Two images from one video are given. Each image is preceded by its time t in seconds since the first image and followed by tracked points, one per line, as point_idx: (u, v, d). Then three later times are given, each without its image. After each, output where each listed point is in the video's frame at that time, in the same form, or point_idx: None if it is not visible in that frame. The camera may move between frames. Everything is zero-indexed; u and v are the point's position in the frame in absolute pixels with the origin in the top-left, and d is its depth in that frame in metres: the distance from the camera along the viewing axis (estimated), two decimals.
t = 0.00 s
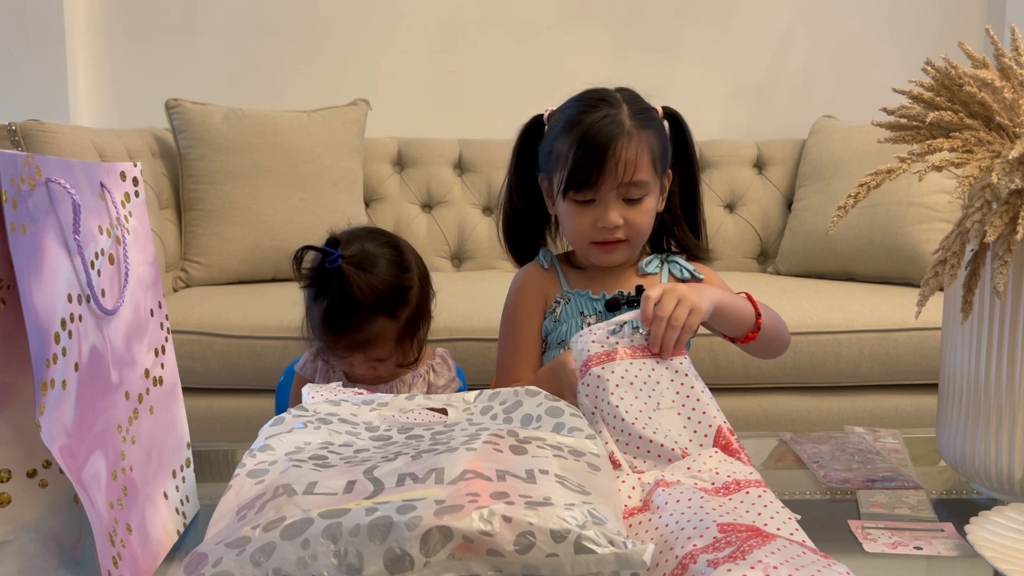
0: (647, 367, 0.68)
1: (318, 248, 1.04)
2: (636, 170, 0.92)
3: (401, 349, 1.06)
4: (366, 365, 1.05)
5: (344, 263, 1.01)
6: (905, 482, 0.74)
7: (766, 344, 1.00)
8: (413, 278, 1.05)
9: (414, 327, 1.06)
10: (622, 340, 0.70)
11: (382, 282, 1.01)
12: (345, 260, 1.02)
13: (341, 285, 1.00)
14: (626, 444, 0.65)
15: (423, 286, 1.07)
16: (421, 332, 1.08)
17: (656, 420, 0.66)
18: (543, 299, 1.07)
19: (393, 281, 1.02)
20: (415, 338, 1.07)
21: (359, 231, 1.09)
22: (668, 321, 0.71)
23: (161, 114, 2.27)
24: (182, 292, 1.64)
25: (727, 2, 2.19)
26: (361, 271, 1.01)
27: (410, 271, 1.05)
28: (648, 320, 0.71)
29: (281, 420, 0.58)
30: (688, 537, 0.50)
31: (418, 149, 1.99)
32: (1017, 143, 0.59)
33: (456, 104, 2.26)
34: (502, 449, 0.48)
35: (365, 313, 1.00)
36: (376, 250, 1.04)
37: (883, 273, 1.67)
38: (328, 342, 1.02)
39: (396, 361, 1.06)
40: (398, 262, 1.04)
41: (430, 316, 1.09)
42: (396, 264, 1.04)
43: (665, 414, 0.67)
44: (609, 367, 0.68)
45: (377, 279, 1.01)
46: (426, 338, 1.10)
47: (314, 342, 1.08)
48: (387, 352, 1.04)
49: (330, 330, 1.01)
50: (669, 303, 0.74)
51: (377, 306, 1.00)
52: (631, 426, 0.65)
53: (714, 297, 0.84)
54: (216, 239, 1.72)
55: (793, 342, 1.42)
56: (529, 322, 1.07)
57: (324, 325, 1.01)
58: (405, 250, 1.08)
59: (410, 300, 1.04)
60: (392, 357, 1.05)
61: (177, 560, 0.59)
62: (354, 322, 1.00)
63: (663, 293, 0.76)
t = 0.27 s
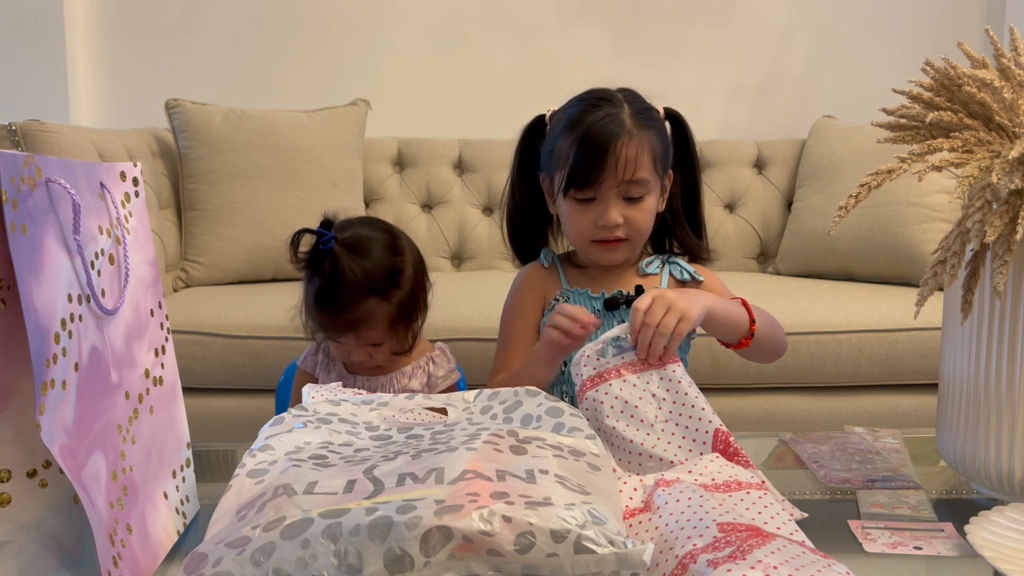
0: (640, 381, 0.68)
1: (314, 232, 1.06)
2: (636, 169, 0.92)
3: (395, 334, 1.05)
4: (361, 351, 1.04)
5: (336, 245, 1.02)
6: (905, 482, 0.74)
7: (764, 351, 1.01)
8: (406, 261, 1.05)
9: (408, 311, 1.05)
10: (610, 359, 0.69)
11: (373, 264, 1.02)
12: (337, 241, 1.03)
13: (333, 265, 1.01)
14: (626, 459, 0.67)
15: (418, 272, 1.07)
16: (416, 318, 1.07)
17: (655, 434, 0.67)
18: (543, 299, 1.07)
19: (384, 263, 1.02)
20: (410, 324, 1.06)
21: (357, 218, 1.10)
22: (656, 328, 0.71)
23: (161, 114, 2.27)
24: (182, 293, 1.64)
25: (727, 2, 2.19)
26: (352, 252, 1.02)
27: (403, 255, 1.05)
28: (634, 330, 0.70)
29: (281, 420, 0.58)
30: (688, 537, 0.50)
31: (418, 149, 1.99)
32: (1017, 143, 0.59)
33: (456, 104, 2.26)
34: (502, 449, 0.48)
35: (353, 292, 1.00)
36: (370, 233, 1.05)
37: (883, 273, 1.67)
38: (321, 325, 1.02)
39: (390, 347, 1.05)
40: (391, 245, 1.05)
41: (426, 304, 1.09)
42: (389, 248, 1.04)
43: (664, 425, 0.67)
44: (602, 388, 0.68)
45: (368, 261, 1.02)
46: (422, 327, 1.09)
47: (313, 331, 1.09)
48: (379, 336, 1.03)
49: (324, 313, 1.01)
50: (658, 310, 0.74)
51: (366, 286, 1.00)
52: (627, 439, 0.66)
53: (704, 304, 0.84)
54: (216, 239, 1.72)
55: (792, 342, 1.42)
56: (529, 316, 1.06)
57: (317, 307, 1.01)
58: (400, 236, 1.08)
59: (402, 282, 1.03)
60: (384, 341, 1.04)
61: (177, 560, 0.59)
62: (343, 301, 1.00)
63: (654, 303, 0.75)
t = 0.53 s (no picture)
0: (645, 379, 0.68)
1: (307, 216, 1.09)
2: (632, 167, 0.92)
3: (384, 311, 1.04)
4: (353, 331, 1.04)
5: (324, 226, 1.05)
6: (905, 482, 0.74)
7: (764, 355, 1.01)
8: (394, 239, 1.06)
9: (396, 288, 1.04)
10: (616, 357, 0.69)
11: (360, 238, 1.04)
12: (326, 219, 1.06)
13: (322, 241, 1.03)
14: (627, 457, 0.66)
15: (408, 251, 1.07)
16: (407, 298, 1.06)
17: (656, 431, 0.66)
18: (544, 298, 1.07)
19: (370, 237, 1.04)
20: (399, 302, 1.05)
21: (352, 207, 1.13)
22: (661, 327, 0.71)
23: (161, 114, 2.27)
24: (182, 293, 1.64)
25: (727, 2, 2.19)
26: (340, 227, 1.04)
27: (391, 232, 1.07)
28: (640, 329, 0.71)
29: (280, 420, 0.58)
30: (688, 537, 0.50)
31: (418, 149, 1.99)
32: (1017, 143, 0.59)
33: (457, 104, 2.26)
34: (502, 449, 0.48)
35: (339, 263, 1.01)
36: (360, 213, 1.07)
37: (883, 273, 1.67)
38: (311, 303, 1.03)
39: (380, 326, 1.05)
40: (380, 223, 1.07)
41: (417, 286, 1.08)
42: (378, 225, 1.06)
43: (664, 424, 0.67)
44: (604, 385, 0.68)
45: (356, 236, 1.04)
46: (414, 310, 1.09)
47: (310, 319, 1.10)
48: (367, 311, 1.03)
49: (315, 293, 1.02)
50: (664, 309, 0.75)
51: (352, 258, 1.02)
52: (629, 438, 0.66)
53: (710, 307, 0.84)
54: (216, 239, 1.72)
55: (793, 342, 1.42)
56: (530, 315, 1.06)
57: (307, 285, 1.03)
58: (391, 219, 1.10)
59: (388, 257, 1.04)
60: (373, 318, 1.04)
61: (177, 560, 0.59)
62: (329, 274, 1.01)
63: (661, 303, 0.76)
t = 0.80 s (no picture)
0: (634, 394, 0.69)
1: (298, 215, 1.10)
2: (627, 164, 0.92)
3: (375, 305, 1.04)
4: (346, 326, 1.04)
5: (314, 223, 1.05)
6: (905, 482, 0.74)
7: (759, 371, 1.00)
8: (384, 234, 1.07)
9: (387, 281, 1.04)
10: (607, 368, 0.71)
11: (349, 233, 1.04)
12: (316, 216, 1.06)
13: (312, 237, 1.04)
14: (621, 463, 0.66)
15: (398, 246, 1.08)
16: (398, 292, 1.06)
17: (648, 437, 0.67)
18: (543, 298, 1.08)
19: (360, 232, 1.04)
20: (390, 296, 1.05)
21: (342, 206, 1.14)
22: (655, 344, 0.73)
23: (161, 114, 2.27)
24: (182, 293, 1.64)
25: (727, 2, 2.19)
26: (329, 224, 1.05)
27: (381, 228, 1.07)
28: (634, 343, 0.72)
29: (280, 420, 0.58)
30: (688, 537, 0.50)
31: (418, 149, 1.99)
32: (1017, 143, 0.59)
33: (457, 104, 2.26)
34: (502, 449, 0.48)
35: (329, 257, 1.01)
36: (350, 210, 1.08)
37: (883, 273, 1.67)
38: (303, 299, 1.03)
39: (372, 320, 1.04)
40: (370, 219, 1.07)
41: (408, 280, 1.09)
42: (368, 221, 1.07)
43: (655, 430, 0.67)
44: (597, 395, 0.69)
45: (346, 231, 1.04)
46: (405, 304, 1.09)
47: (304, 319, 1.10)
48: (358, 305, 1.02)
49: (306, 291, 1.02)
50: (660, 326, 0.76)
51: (342, 252, 1.02)
52: (622, 442, 0.66)
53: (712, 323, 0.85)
54: (217, 239, 1.72)
55: (792, 342, 1.42)
56: (529, 315, 1.06)
57: (298, 281, 1.03)
58: (381, 216, 1.11)
59: (379, 251, 1.04)
60: (365, 312, 1.03)
61: (177, 560, 0.59)
62: (319, 268, 1.01)
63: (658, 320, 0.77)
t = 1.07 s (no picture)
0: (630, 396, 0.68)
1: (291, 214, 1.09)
2: (632, 159, 0.92)
3: (372, 303, 1.04)
4: (343, 325, 1.03)
5: (308, 221, 1.05)
6: (905, 482, 0.73)
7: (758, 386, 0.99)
8: (379, 233, 1.07)
9: (383, 279, 1.04)
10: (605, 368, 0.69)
11: (344, 232, 1.04)
12: (310, 215, 1.06)
13: (306, 236, 1.04)
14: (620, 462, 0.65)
15: (393, 245, 1.08)
16: (394, 290, 1.06)
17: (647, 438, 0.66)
18: (543, 299, 1.07)
19: (354, 230, 1.04)
20: (386, 294, 1.05)
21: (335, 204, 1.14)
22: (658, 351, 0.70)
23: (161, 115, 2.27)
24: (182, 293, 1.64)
25: (727, 2, 2.19)
26: (324, 223, 1.05)
27: (376, 226, 1.07)
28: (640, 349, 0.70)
29: (280, 420, 0.58)
30: (688, 537, 0.50)
31: (418, 149, 1.99)
32: (1017, 143, 0.59)
33: (457, 104, 2.26)
34: (502, 449, 0.48)
35: (324, 256, 1.01)
36: (345, 209, 1.08)
37: (883, 273, 1.67)
38: (299, 298, 1.02)
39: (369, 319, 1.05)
40: (364, 218, 1.07)
41: (404, 279, 1.09)
42: (362, 220, 1.07)
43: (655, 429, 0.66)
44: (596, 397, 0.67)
45: (341, 230, 1.04)
46: (401, 302, 1.09)
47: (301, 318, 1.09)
48: (355, 304, 1.02)
49: (303, 290, 1.02)
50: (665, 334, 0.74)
51: (337, 251, 1.02)
52: (621, 441, 0.65)
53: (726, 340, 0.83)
54: (217, 239, 1.72)
55: (792, 342, 1.42)
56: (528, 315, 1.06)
57: (293, 281, 1.02)
58: (374, 215, 1.11)
59: (374, 249, 1.04)
60: (362, 310, 1.03)
61: (177, 561, 0.59)
62: (315, 266, 1.01)
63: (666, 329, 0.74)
